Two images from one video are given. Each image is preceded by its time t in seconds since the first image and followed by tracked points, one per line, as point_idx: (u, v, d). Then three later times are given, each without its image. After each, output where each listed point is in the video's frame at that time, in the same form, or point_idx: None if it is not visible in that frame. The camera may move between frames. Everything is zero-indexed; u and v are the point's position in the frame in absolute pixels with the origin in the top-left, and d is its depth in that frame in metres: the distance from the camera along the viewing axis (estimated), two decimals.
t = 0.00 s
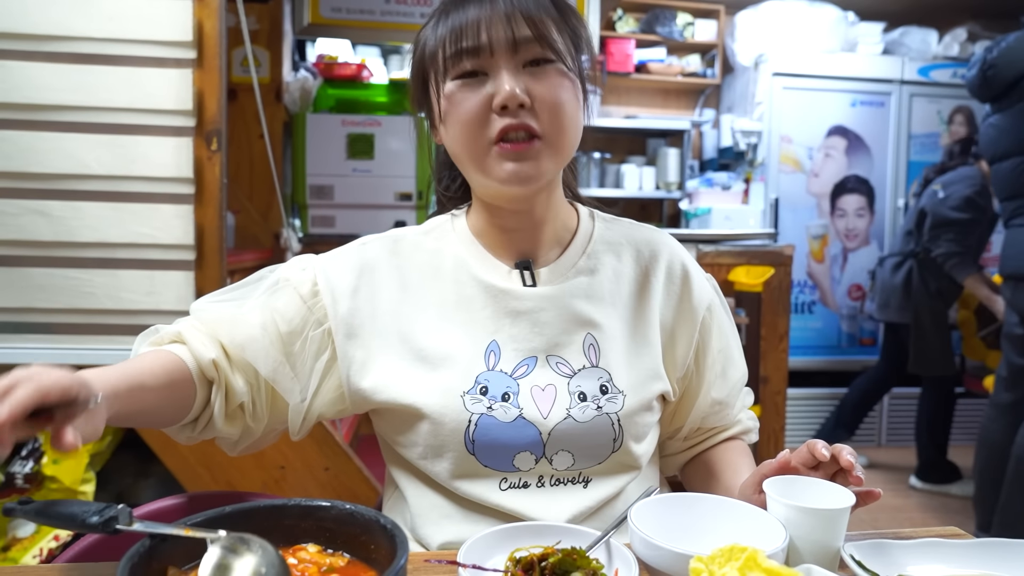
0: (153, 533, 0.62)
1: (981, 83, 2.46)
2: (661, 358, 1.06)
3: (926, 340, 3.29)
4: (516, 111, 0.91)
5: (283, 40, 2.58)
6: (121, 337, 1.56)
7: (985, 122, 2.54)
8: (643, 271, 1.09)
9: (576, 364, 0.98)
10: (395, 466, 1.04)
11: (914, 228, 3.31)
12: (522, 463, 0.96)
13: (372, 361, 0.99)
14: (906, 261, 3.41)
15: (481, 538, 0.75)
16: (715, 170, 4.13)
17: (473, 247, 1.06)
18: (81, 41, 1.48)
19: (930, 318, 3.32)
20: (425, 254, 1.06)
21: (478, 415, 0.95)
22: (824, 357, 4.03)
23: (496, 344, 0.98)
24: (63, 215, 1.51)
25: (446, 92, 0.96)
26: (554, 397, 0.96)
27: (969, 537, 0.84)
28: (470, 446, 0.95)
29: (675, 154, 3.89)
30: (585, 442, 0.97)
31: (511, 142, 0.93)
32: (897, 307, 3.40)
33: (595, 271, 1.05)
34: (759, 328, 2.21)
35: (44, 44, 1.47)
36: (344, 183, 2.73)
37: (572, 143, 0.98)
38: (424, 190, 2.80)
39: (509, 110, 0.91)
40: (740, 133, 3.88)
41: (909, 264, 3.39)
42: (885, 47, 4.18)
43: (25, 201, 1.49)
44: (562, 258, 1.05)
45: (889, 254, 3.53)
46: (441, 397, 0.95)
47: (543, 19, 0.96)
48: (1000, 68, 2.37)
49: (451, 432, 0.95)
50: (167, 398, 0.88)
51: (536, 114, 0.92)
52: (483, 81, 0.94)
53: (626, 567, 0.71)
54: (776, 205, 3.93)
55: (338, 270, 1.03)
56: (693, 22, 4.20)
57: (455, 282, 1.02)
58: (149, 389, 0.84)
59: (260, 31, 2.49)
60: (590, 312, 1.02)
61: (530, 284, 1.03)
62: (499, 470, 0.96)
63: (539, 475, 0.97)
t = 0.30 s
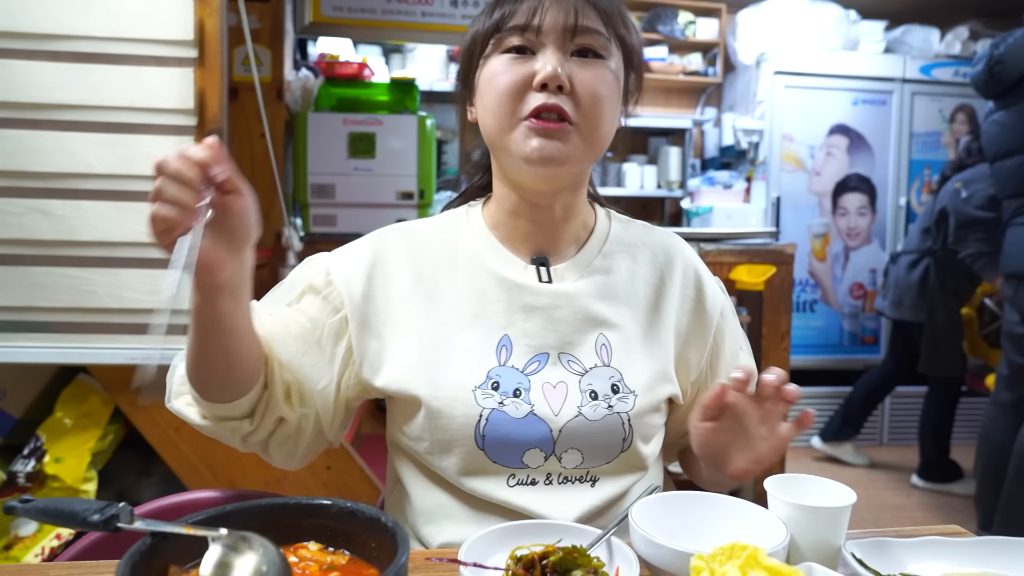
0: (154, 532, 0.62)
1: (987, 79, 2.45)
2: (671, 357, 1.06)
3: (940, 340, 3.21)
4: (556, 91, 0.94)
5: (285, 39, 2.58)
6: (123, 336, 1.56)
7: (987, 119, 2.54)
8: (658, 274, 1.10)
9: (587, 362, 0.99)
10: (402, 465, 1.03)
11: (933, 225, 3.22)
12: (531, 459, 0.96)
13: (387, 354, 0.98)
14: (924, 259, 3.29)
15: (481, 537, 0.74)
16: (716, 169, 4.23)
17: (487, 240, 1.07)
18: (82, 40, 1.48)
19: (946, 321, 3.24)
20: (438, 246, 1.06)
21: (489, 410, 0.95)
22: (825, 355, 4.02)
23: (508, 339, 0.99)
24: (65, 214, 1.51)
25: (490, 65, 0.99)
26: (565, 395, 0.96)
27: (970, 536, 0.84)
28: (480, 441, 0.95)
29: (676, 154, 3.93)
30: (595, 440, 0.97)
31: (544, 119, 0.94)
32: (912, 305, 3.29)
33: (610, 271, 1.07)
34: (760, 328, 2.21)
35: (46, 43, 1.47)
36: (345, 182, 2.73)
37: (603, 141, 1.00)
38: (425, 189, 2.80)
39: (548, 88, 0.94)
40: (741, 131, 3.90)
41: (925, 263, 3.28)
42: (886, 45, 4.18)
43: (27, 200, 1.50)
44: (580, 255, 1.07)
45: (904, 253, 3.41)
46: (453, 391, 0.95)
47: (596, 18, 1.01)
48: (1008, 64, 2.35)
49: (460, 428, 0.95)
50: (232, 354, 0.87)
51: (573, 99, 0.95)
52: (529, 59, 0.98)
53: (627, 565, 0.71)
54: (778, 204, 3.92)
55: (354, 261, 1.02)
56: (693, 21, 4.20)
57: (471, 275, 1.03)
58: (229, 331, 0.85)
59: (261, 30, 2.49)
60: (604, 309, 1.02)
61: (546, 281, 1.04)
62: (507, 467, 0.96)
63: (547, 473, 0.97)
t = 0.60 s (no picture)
0: (155, 529, 0.61)
1: (1004, 72, 2.38)
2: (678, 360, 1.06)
3: (947, 341, 3.21)
4: (569, 112, 0.91)
5: (286, 38, 2.59)
6: (124, 335, 1.57)
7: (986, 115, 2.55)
8: (660, 276, 1.10)
9: (598, 365, 0.99)
10: (412, 465, 1.03)
11: (945, 225, 3.21)
12: (545, 459, 0.96)
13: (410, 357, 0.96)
14: (935, 259, 3.27)
15: (482, 535, 0.74)
16: (717, 168, 4.21)
17: (501, 242, 1.05)
18: (82, 39, 1.48)
19: (955, 318, 3.24)
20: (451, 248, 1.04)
21: (505, 413, 0.95)
22: (826, 355, 4.02)
23: (521, 343, 0.98)
24: (66, 213, 1.51)
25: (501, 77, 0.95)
26: (578, 398, 0.97)
27: (970, 535, 0.84)
28: (496, 443, 0.95)
29: (677, 154, 3.93)
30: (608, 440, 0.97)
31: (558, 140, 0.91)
32: (921, 305, 3.28)
33: (617, 273, 1.06)
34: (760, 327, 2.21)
35: (46, 42, 1.47)
36: (346, 181, 2.73)
37: (615, 158, 0.97)
38: (425, 189, 2.80)
39: (562, 109, 0.90)
40: (742, 131, 3.89)
41: (936, 263, 3.26)
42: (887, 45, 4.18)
43: (28, 199, 1.50)
44: (587, 259, 1.06)
45: (912, 252, 3.38)
46: (472, 395, 0.95)
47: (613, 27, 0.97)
48: None
49: (477, 428, 0.95)
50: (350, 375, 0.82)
51: (587, 120, 0.92)
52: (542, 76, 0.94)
53: (628, 563, 0.71)
54: (778, 204, 3.91)
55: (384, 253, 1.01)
56: (694, 21, 4.20)
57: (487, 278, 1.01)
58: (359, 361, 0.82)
59: (261, 29, 2.51)
60: (617, 316, 1.02)
61: (557, 286, 1.03)
62: (521, 466, 0.96)
63: (560, 471, 0.97)
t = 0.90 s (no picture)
0: (155, 526, 0.61)
1: None
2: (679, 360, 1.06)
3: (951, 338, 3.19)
4: (574, 135, 0.91)
5: (286, 35, 2.60)
6: (124, 333, 1.57)
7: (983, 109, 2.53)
8: (661, 278, 1.10)
9: (599, 365, 0.99)
10: (413, 462, 1.03)
11: (949, 223, 3.19)
12: (546, 457, 0.96)
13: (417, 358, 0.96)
14: (939, 257, 3.26)
15: (483, 533, 0.74)
16: (717, 166, 4.21)
17: (506, 241, 1.05)
18: (82, 37, 1.48)
19: (959, 317, 3.24)
20: (456, 246, 1.04)
21: (507, 410, 0.96)
22: (826, 353, 4.02)
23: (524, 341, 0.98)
24: (66, 211, 1.51)
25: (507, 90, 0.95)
26: (580, 397, 0.97)
27: (970, 533, 0.84)
28: (498, 440, 0.95)
29: (678, 152, 3.93)
30: (609, 438, 0.98)
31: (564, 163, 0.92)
32: (925, 303, 3.29)
33: (619, 274, 1.06)
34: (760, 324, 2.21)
35: (47, 41, 1.47)
36: (347, 180, 2.73)
37: (616, 175, 0.98)
38: (426, 187, 2.79)
39: (567, 133, 0.91)
40: (742, 129, 3.89)
41: (940, 262, 3.26)
42: (888, 42, 4.17)
43: (28, 197, 1.50)
44: (589, 261, 1.05)
45: (916, 250, 3.37)
46: (475, 393, 0.96)
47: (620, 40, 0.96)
48: None
49: (480, 426, 0.95)
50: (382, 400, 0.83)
51: (592, 143, 0.92)
52: (548, 94, 0.93)
53: (627, 561, 0.71)
54: (778, 202, 3.91)
55: (394, 253, 1.00)
56: (694, 19, 4.20)
57: (491, 278, 1.02)
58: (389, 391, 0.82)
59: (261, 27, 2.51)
60: (620, 317, 1.02)
61: (560, 286, 1.03)
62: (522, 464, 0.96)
63: (561, 469, 0.97)
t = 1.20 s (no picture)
0: (155, 525, 0.61)
1: None
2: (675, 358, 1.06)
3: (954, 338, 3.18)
4: (570, 168, 0.93)
5: (285, 34, 2.60)
6: (124, 332, 1.57)
7: (983, 105, 2.53)
8: (655, 276, 1.10)
9: (593, 364, 0.99)
10: (412, 461, 1.03)
11: (954, 222, 3.21)
12: (541, 456, 0.96)
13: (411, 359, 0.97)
14: (944, 256, 3.27)
15: (482, 532, 0.74)
16: (717, 165, 4.21)
17: (501, 243, 1.05)
18: (82, 37, 1.48)
19: (963, 317, 3.21)
20: (451, 247, 1.04)
21: (502, 409, 0.96)
22: (827, 352, 4.02)
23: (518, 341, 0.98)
24: (66, 210, 1.51)
25: (506, 118, 0.94)
26: (574, 395, 0.97)
27: (970, 531, 0.84)
28: (493, 438, 0.96)
29: (677, 151, 3.93)
30: (604, 436, 0.98)
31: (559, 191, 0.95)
32: (930, 303, 3.27)
33: (614, 274, 1.06)
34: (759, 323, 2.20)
35: (46, 40, 1.47)
36: (346, 179, 2.73)
37: (612, 192, 1.00)
38: (425, 186, 2.79)
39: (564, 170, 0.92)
40: (742, 128, 3.90)
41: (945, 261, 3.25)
42: (888, 41, 4.17)
43: (28, 196, 1.50)
44: (583, 261, 1.05)
45: (922, 249, 3.37)
46: (470, 392, 0.96)
47: (626, 68, 0.93)
48: None
49: (475, 424, 0.96)
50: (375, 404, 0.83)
51: (588, 174, 0.94)
52: (547, 126, 0.92)
53: (627, 560, 0.70)
54: (778, 201, 3.91)
55: (388, 256, 0.99)
56: (695, 18, 4.21)
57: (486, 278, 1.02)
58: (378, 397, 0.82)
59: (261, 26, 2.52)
60: (615, 317, 1.02)
61: (555, 286, 1.02)
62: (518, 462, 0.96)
63: (557, 468, 0.97)
